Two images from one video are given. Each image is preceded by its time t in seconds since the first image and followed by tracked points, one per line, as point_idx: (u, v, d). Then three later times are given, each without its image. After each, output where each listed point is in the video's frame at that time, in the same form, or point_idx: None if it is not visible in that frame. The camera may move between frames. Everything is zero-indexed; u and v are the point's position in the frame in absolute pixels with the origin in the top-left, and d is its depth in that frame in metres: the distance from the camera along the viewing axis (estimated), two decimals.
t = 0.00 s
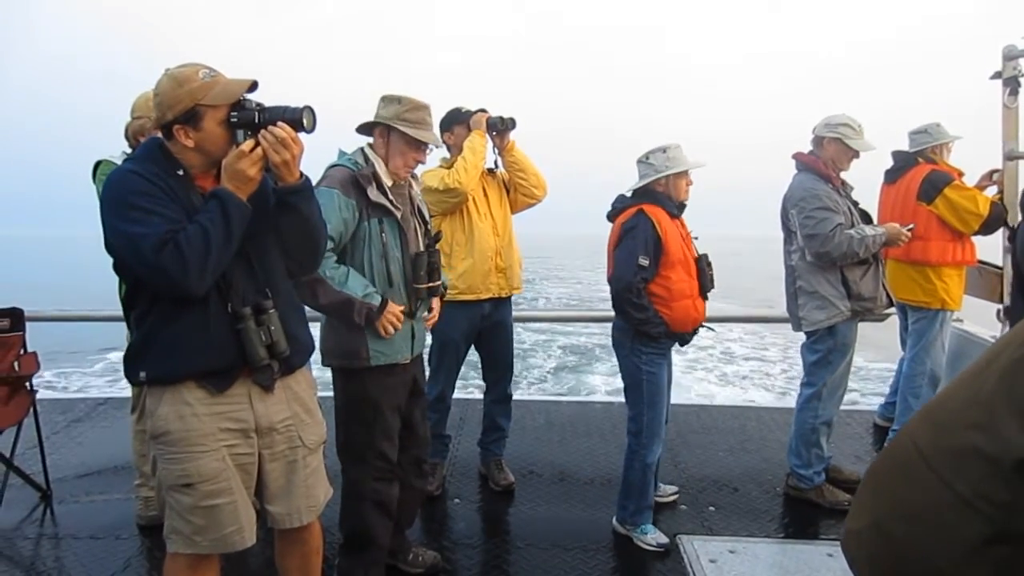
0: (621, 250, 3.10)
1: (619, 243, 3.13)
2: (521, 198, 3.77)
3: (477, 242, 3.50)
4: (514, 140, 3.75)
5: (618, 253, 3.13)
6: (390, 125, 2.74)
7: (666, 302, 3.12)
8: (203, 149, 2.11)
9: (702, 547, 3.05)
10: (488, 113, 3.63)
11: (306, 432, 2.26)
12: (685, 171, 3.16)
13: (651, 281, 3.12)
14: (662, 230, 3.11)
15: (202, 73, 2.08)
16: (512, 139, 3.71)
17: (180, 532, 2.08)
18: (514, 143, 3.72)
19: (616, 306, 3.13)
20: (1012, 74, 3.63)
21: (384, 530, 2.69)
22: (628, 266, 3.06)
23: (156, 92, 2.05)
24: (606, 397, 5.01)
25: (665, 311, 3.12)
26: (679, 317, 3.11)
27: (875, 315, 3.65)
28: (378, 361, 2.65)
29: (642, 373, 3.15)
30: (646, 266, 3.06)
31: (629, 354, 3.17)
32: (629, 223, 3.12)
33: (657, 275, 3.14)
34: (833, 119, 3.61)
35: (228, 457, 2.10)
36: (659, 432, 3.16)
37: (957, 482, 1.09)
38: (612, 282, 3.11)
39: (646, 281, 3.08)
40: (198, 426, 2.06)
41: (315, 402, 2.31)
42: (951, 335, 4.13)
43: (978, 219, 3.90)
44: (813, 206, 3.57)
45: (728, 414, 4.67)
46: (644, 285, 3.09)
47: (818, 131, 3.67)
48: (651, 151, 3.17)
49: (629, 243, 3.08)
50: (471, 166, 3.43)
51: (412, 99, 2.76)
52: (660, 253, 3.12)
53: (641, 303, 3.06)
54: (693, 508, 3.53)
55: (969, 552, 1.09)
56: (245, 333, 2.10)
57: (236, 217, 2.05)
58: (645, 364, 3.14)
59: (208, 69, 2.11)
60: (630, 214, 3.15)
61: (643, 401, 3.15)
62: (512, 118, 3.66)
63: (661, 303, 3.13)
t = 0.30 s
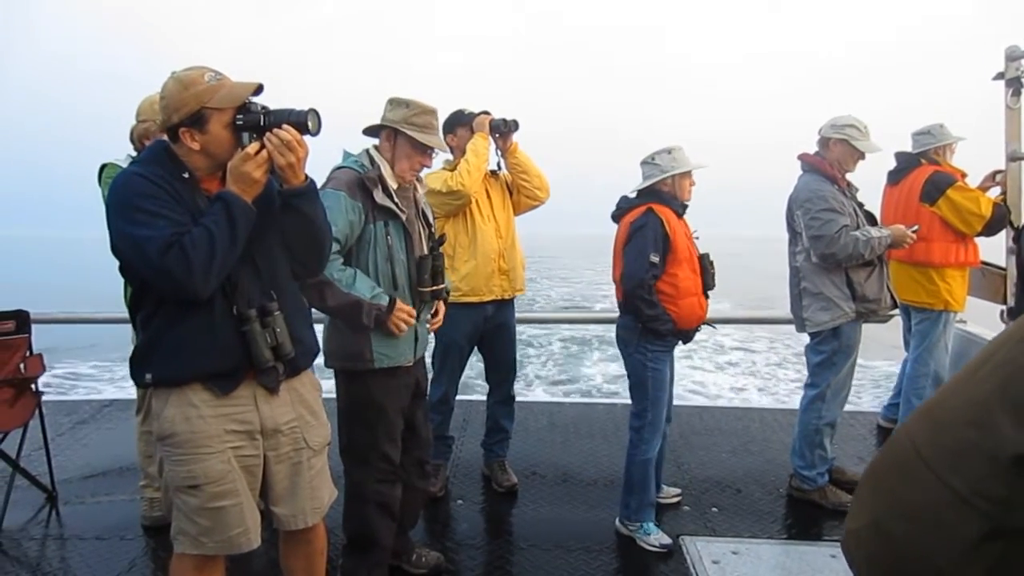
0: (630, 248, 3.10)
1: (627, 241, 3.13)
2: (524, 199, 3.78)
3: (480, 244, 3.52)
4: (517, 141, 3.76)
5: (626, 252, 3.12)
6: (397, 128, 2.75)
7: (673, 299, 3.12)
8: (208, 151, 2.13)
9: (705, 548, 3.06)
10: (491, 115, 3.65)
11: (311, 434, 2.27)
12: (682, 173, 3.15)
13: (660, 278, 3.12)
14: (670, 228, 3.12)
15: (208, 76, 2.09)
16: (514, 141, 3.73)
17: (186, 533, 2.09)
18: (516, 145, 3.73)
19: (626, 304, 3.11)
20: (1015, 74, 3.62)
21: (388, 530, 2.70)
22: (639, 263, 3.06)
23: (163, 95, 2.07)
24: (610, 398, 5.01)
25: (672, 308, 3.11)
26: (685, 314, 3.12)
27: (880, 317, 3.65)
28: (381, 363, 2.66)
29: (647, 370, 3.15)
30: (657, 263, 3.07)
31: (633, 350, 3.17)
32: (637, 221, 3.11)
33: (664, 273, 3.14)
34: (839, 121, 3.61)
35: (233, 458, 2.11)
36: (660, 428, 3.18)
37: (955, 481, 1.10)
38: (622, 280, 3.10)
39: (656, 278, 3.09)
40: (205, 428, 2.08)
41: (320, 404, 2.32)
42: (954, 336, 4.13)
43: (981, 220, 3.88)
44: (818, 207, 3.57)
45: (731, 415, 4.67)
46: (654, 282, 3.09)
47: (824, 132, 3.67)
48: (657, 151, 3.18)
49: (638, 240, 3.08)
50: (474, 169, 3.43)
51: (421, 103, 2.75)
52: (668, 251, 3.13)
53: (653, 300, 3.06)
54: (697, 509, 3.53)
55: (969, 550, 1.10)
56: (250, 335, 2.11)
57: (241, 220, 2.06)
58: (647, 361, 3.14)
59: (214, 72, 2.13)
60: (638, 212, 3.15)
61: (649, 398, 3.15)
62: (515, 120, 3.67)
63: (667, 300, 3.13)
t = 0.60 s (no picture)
0: (643, 248, 3.08)
1: (639, 241, 3.11)
2: (531, 200, 3.77)
3: (486, 245, 3.52)
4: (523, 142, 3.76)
5: (638, 252, 3.10)
6: (409, 131, 2.74)
7: (684, 298, 3.12)
8: (216, 153, 2.13)
9: (712, 550, 3.05)
10: (497, 116, 3.65)
11: (317, 435, 2.28)
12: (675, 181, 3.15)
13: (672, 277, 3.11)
14: (681, 228, 3.11)
15: (216, 79, 2.10)
16: (520, 142, 3.73)
17: (194, 533, 2.10)
18: (522, 146, 3.73)
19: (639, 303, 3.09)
20: None
21: (394, 530, 2.71)
22: (654, 262, 3.04)
23: (172, 98, 2.08)
24: (616, 400, 5.00)
25: (684, 306, 3.11)
26: (697, 313, 3.11)
27: (888, 319, 3.63)
28: (387, 365, 2.66)
29: (659, 369, 3.14)
30: (671, 262, 3.06)
31: (642, 348, 3.16)
32: (649, 222, 3.09)
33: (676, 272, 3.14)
34: (849, 121, 3.60)
35: (241, 459, 2.12)
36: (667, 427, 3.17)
37: (966, 486, 1.09)
38: (636, 280, 3.08)
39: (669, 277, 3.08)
40: (212, 429, 2.08)
41: (327, 405, 2.33)
42: (964, 338, 4.11)
43: (991, 221, 3.88)
44: (829, 208, 3.55)
45: (738, 417, 4.66)
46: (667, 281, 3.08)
47: (835, 132, 3.65)
48: (670, 150, 3.16)
49: (652, 240, 3.06)
50: (480, 170, 3.44)
51: (435, 106, 2.74)
52: (680, 250, 3.12)
53: (667, 299, 3.05)
54: (704, 512, 3.52)
55: (979, 556, 1.09)
56: (258, 336, 2.11)
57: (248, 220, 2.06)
58: (656, 359, 3.14)
59: (222, 75, 2.14)
60: (649, 212, 3.14)
61: (659, 397, 3.14)
62: (521, 121, 3.68)
63: (679, 299, 3.12)
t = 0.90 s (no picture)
0: (685, 250, 2.98)
1: (678, 242, 3.00)
2: (547, 200, 3.76)
3: (503, 246, 3.51)
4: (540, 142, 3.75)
5: (678, 254, 3.00)
6: (429, 133, 2.73)
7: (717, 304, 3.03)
8: (227, 146, 2.12)
9: (731, 555, 3.03)
10: (513, 116, 3.64)
11: (335, 435, 2.28)
12: (715, 190, 3.05)
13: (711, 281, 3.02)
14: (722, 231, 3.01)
15: (232, 72, 2.10)
16: (537, 142, 3.72)
17: (210, 529, 2.12)
18: (539, 146, 3.73)
19: (679, 308, 3.02)
20: None
21: (410, 530, 2.71)
22: (698, 267, 2.96)
23: (188, 89, 2.09)
24: (632, 402, 4.97)
25: (718, 311, 3.02)
26: (728, 316, 3.04)
27: (909, 322, 3.58)
28: (405, 365, 2.66)
29: (687, 372, 3.08)
30: (713, 266, 2.98)
31: (673, 351, 3.09)
32: (689, 224, 2.98)
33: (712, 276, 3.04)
34: (871, 120, 3.55)
35: (258, 457, 2.13)
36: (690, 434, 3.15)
37: (993, 494, 1.06)
38: (678, 283, 2.99)
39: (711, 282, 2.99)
40: (230, 427, 2.09)
41: (344, 405, 2.33)
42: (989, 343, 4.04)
43: (1018, 222, 3.82)
44: (850, 207, 3.49)
45: (756, 421, 4.61)
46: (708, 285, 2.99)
47: (856, 132, 3.61)
48: (702, 151, 3.06)
49: (695, 242, 2.96)
50: (496, 171, 3.43)
51: (456, 109, 2.73)
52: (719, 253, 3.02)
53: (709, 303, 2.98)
54: (722, 516, 3.49)
55: (1007, 565, 1.07)
56: (276, 336, 2.12)
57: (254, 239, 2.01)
58: (684, 363, 3.08)
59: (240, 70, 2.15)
60: (688, 213, 3.02)
61: (685, 401, 3.10)
62: (537, 121, 3.67)
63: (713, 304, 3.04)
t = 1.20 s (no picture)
0: (740, 255, 2.91)
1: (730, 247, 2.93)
2: (580, 201, 3.73)
3: (535, 247, 3.50)
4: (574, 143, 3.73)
5: (731, 259, 2.93)
6: (464, 138, 2.71)
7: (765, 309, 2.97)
8: (261, 140, 2.11)
9: (764, 564, 2.93)
10: (547, 116, 3.63)
11: (362, 436, 2.29)
12: (756, 192, 3.00)
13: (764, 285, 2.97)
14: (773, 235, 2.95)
15: (272, 67, 2.11)
16: (570, 143, 3.70)
17: (239, 524, 2.14)
18: (573, 146, 3.71)
19: (732, 314, 2.95)
20: None
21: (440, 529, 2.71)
22: (755, 272, 2.90)
23: (229, 82, 2.11)
24: (664, 405, 4.92)
25: (766, 315, 2.97)
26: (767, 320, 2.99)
27: (951, 328, 3.47)
28: (436, 365, 2.66)
29: (730, 378, 3.02)
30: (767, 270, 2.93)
31: (720, 356, 3.02)
32: (742, 228, 2.91)
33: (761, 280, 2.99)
34: (912, 119, 3.46)
35: (286, 456, 2.14)
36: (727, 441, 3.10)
37: None
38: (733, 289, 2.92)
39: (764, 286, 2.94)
40: (259, 426, 2.10)
41: (372, 406, 2.34)
42: None
43: None
44: (888, 209, 3.41)
45: (791, 426, 4.53)
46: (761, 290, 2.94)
47: (895, 132, 3.52)
48: (742, 154, 3.00)
49: (751, 247, 2.89)
50: (530, 171, 3.41)
51: (495, 115, 2.72)
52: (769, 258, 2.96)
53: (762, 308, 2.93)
54: (755, 523, 3.43)
55: None
56: (304, 337, 2.13)
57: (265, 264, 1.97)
58: (729, 369, 3.02)
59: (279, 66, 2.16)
60: (739, 216, 2.94)
61: (728, 406, 3.04)
62: (571, 121, 3.65)
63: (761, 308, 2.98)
